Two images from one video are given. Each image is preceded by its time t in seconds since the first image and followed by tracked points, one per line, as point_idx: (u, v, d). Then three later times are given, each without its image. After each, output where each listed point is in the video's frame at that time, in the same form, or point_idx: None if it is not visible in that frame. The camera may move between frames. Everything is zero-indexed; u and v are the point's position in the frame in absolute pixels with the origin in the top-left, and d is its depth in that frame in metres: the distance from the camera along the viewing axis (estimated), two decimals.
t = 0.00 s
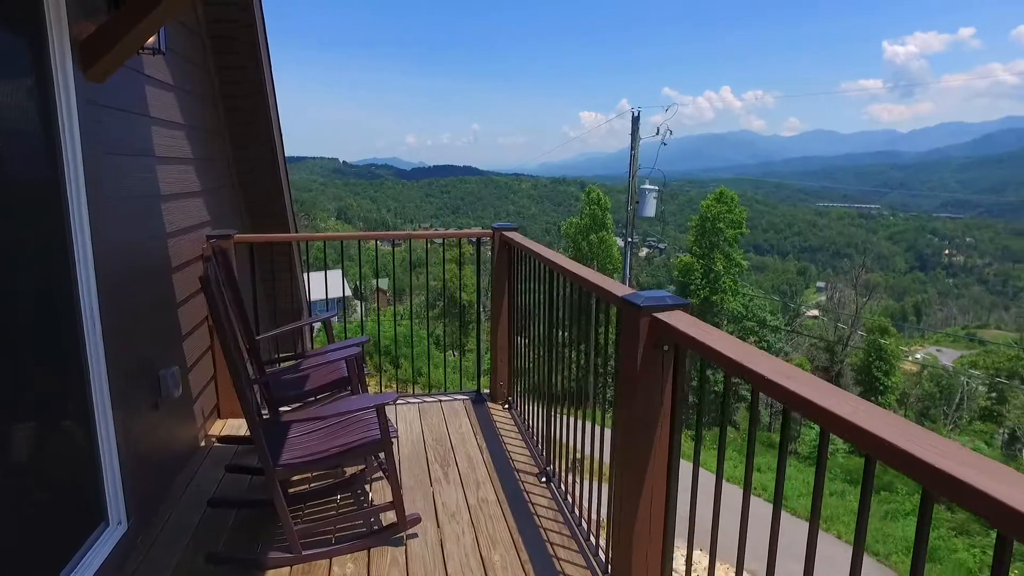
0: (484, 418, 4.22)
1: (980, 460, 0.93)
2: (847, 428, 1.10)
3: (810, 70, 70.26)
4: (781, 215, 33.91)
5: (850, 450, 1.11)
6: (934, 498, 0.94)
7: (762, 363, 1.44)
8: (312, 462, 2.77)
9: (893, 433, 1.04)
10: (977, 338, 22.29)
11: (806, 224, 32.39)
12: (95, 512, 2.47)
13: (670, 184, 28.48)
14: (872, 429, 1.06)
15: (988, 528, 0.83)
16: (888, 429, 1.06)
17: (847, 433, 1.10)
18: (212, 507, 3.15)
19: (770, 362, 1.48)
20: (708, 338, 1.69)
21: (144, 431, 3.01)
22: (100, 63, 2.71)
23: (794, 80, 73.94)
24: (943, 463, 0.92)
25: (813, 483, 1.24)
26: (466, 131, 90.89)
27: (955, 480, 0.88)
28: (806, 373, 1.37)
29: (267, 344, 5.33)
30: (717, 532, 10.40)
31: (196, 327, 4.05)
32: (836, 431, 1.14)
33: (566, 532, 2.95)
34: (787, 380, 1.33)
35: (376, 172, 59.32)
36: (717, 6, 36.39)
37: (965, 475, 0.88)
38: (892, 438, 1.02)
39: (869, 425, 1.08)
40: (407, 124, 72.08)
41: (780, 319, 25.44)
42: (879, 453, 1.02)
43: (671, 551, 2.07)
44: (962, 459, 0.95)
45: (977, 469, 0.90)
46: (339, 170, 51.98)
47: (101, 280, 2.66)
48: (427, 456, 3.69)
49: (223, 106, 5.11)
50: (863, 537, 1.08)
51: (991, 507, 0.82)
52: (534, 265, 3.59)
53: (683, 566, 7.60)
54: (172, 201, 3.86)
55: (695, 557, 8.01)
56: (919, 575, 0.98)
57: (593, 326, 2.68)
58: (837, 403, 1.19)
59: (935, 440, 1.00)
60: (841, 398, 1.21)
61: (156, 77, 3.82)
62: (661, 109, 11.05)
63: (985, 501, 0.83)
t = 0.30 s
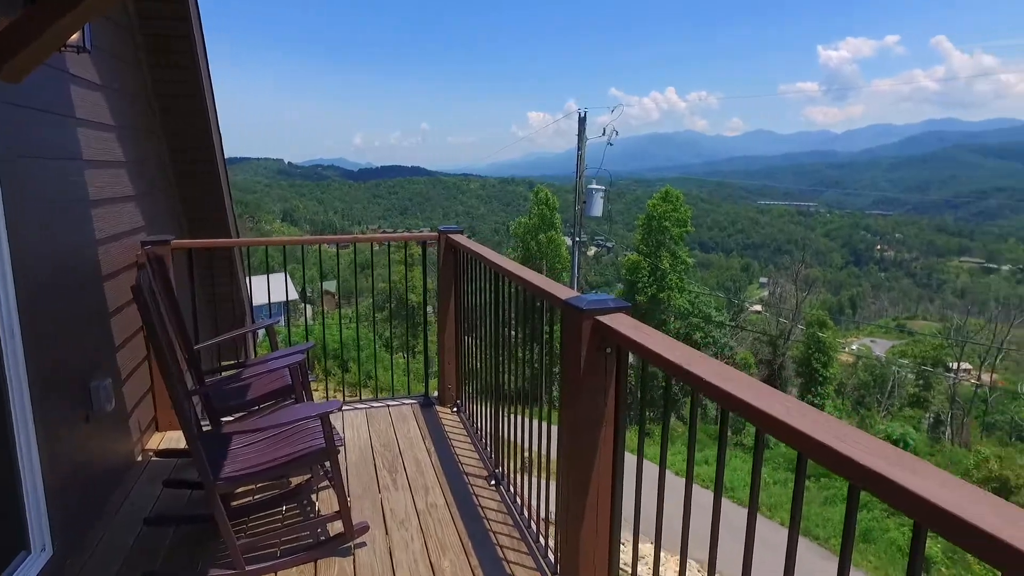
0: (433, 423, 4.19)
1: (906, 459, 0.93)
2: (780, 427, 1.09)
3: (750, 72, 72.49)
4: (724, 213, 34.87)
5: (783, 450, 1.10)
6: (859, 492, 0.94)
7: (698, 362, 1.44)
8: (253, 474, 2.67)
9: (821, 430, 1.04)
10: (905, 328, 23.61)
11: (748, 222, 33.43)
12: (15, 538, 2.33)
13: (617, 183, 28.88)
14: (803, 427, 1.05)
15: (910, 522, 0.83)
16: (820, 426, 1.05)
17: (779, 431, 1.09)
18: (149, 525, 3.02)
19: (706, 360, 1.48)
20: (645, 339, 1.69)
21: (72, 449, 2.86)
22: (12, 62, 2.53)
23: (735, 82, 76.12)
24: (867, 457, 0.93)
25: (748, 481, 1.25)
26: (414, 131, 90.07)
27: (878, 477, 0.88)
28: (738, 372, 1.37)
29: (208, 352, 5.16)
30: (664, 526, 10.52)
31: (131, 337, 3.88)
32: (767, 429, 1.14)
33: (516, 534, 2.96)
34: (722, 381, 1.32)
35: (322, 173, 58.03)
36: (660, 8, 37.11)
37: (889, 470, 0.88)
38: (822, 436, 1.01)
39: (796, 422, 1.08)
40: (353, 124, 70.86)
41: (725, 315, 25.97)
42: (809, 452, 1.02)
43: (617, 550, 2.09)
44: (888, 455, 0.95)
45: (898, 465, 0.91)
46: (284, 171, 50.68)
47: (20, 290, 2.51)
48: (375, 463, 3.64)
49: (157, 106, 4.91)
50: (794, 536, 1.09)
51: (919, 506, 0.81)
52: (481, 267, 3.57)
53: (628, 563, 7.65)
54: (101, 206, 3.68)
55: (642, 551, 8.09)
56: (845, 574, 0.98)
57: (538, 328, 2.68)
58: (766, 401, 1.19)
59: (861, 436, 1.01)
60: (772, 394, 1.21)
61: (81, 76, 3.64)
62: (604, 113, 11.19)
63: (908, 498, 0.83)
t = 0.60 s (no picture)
0: (371, 430, 4.12)
1: (835, 453, 0.96)
2: (714, 426, 1.12)
3: (678, 75, 74.91)
4: (657, 211, 35.87)
5: (720, 451, 1.12)
6: (790, 491, 0.97)
7: (634, 365, 1.46)
8: (181, 495, 2.53)
9: (753, 429, 1.07)
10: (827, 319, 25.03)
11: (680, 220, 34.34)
12: None
13: (552, 183, 29.20)
14: (736, 426, 1.08)
15: (839, 518, 0.87)
16: (753, 426, 1.08)
17: (713, 431, 1.11)
18: (65, 555, 2.82)
19: (643, 363, 1.50)
20: (582, 342, 1.71)
21: None
22: None
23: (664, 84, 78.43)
24: (794, 455, 0.96)
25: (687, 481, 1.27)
26: (347, 132, 88.41)
27: (807, 473, 0.91)
28: (674, 374, 1.39)
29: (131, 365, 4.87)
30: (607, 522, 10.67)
31: (41, 354, 3.62)
32: (703, 429, 1.16)
33: (459, 540, 2.94)
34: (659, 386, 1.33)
35: (253, 176, 56.15)
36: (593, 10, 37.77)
37: (817, 467, 0.91)
38: (753, 435, 1.04)
39: (730, 423, 1.10)
40: (284, 125, 68.90)
41: (660, 310, 26.37)
42: (743, 451, 1.04)
43: (562, 551, 2.10)
44: (815, 452, 0.98)
45: (825, 459, 0.94)
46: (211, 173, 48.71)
47: None
48: (313, 473, 3.54)
49: (68, 105, 4.60)
50: (732, 533, 1.11)
51: (849, 500, 0.84)
52: (417, 271, 3.51)
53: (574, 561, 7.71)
54: (4, 214, 3.40)
55: (585, 547, 8.14)
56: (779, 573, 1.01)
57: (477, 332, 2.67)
58: (701, 402, 1.21)
59: (791, 434, 1.04)
60: (705, 395, 1.24)
61: None
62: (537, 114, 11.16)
63: (837, 491, 0.85)
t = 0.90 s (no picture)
0: (312, 439, 4.00)
1: (789, 457, 0.99)
2: (667, 433, 1.14)
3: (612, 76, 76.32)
4: (594, 210, 36.37)
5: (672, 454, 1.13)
6: (746, 492, 0.99)
7: (584, 372, 1.46)
8: (106, 522, 2.37)
9: (711, 434, 1.07)
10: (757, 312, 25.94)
11: (615, 217, 34.74)
12: None
13: (489, 183, 29.08)
14: (684, 431, 1.11)
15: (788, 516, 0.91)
16: (702, 430, 1.11)
17: (666, 436, 1.13)
18: None
19: (593, 370, 1.50)
20: (530, 348, 1.71)
21: None
22: None
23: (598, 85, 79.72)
24: (754, 461, 0.97)
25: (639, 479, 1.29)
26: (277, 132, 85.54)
27: (758, 476, 0.94)
28: (623, 380, 1.40)
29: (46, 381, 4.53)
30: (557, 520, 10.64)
31: None
32: (656, 436, 1.17)
33: (406, 549, 2.89)
34: (609, 390, 1.34)
35: (176, 178, 53.48)
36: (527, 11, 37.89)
37: (773, 471, 0.93)
38: (705, 440, 1.06)
39: (687, 429, 1.12)
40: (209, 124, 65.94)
41: (598, 308, 26.27)
42: (697, 457, 1.06)
43: (511, 555, 2.11)
44: (773, 456, 1.00)
45: (782, 465, 0.96)
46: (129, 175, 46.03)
47: None
48: (251, 488, 3.42)
49: None
50: (688, 530, 1.13)
51: (805, 505, 0.86)
52: (356, 276, 3.43)
53: (523, 562, 7.64)
54: None
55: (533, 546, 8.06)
56: None
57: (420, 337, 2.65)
58: (656, 408, 1.22)
59: (738, 435, 1.08)
60: (658, 401, 1.25)
61: None
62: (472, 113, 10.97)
63: (789, 495, 0.88)
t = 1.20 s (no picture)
0: (257, 450, 3.87)
1: (741, 457, 1.03)
2: (623, 437, 1.16)
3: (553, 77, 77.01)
4: (538, 211, 36.64)
5: (627, 457, 1.16)
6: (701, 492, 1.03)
7: (536, 376, 1.47)
8: (34, 550, 2.25)
9: (663, 437, 1.10)
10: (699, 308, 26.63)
11: (559, 217, 35.01)
12: None
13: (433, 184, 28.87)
14: (638, 433, 1.13)
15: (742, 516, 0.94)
16: (656, 433, 1.13)
17: (620, 440, 1.15)
18: None
19: (547, 372, 1.51)
20: (482, 354, 1.70)
21: None
22: None
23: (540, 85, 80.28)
24: (707, 463, 1.00)
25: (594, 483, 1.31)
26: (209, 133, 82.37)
27: (713, 476, 0.97)
28: (575, 382, 1.42)
29: None
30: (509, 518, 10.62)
31: None
32: (609, 440, 1.20)
33: (358, 561, 2.84)
34: (562, 395, 1.35)
35: (101, 181, 50.72)
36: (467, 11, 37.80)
37: (725, 472, 0.97)
38: (662, 444, 1.08)
39: (641, 431, 1.14)
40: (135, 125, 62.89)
41: (544, 308, 26.26)
42: (655, 460, 1.08)
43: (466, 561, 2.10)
44: (724, 455, 1.04)
45: (734, 465, 1.00)
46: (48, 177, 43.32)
47: None
48: (193, 504, 3.29)
49: None
50: (644, 529, 1.16)
51: (759, 502, 0.90)
52: (300, 281, 3.34)
53: (476, 566, 7.58)
54: None
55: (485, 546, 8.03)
56: None
57: (367, 342, 2.60)
58: (608, 411, 1.24)
59: (694, 438, 1.10)
60: (610, 404, 1.27)
61: None
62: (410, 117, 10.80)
63: (744, 495, 0.92)
